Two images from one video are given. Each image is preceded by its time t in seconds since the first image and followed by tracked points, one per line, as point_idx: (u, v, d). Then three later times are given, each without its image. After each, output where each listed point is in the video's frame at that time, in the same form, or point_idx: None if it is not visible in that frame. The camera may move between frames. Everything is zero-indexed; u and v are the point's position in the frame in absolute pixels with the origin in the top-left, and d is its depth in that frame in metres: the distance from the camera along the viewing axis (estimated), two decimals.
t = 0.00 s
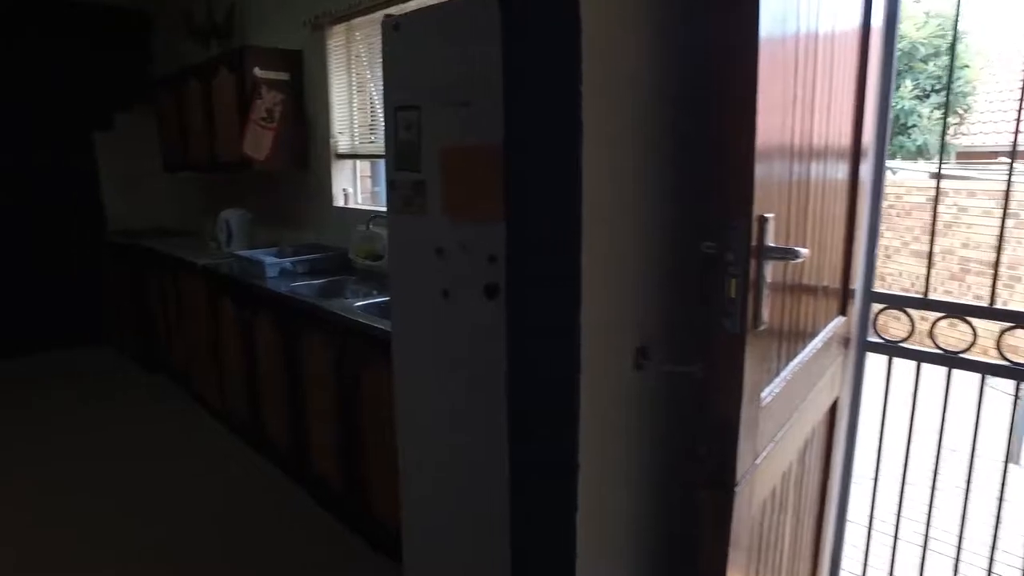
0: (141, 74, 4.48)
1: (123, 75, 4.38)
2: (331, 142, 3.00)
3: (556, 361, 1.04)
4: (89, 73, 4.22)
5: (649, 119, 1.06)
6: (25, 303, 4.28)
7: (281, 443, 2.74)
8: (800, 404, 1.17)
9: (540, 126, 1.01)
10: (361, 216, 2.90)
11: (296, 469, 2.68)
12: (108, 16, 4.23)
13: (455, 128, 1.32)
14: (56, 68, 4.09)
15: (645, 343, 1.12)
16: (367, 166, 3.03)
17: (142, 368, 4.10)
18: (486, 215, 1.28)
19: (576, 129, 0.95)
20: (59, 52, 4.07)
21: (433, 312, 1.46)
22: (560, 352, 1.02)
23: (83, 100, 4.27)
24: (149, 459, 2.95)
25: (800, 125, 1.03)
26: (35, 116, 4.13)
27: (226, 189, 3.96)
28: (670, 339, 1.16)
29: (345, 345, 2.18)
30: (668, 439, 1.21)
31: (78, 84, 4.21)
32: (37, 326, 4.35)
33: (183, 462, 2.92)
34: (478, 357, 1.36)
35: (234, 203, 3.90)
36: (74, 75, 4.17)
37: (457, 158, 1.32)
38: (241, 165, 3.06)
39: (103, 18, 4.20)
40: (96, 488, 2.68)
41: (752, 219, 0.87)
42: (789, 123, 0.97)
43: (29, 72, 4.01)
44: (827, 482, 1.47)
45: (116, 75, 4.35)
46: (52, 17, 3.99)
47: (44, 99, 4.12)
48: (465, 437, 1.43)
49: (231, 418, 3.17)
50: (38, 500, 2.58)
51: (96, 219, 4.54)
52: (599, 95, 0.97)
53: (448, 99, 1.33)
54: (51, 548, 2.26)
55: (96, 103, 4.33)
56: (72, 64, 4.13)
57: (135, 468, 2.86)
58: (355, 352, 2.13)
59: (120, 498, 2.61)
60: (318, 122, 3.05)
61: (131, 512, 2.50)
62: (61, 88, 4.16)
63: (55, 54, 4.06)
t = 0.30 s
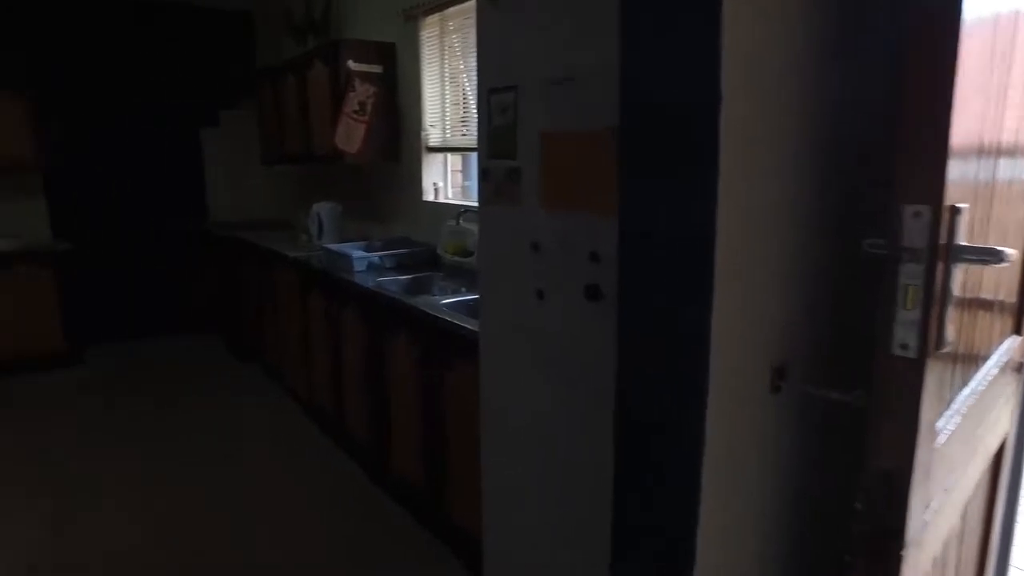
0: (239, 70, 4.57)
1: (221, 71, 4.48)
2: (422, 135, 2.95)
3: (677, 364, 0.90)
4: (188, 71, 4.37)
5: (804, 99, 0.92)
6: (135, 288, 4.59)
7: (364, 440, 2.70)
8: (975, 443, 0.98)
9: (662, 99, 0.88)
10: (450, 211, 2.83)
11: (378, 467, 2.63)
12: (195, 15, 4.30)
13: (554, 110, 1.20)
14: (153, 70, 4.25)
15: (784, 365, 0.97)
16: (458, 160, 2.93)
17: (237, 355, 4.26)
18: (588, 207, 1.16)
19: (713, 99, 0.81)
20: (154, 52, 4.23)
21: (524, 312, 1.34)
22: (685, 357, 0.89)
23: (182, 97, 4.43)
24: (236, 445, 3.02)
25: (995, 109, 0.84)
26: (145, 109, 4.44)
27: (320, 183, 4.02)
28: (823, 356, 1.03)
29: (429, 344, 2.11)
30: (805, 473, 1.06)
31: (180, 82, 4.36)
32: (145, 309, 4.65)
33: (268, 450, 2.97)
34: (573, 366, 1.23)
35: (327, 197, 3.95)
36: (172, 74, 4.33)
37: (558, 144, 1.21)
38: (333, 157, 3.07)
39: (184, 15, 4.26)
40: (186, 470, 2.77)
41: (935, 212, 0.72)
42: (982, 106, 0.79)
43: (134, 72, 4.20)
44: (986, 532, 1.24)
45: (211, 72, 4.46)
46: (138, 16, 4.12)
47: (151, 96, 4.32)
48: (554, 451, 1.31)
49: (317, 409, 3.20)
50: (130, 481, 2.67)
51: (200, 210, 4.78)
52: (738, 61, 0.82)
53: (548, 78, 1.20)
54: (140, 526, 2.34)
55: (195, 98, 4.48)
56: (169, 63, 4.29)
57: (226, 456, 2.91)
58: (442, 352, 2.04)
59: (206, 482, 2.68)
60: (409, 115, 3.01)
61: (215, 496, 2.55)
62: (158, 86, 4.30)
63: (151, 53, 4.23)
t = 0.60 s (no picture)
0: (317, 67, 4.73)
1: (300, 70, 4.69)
2: (503, 133, 2.85)
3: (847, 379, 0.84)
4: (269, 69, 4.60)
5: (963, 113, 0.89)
6: (224, 283, 4.77)
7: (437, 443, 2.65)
8: None
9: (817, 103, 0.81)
10: (529, 212, 2.73)
11: (450, 473, 2.58)
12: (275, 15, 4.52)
13: (654, 100, 1.08)
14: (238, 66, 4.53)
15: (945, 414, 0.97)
16: (542, 158, 2.80)
17: (317, 350, 4.34)
18: (697, 209, 1.02)
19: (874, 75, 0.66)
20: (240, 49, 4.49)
21: (618, 323, 1.21)
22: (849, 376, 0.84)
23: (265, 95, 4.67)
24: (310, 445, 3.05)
25: None
26: (237, 108, 4.60)
27: (400, 181, 4.02)
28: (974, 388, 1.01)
29: (506, 351, 2.01)
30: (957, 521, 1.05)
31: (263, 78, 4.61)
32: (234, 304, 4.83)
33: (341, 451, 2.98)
34: (675, 388, 1.10)
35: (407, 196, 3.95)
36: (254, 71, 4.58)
37: (656, 138, 1.08)
38: (414, 156, 3.00)
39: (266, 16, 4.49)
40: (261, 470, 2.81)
41: None
42: None
43: (223, 69, 4.49)
44: None
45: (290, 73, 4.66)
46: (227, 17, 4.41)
47: (238, 92, 4.58)
48: (653, 480, 1.17)
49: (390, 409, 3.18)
50: (209, 478, 2.71)
51: (285, 207, 4.92)
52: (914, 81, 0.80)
53: (649, 65, 1.08)
54: (213, 524, 2.38)
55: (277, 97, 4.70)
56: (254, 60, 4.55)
57: (302, 455, 2.93)
58: (517, 359, 1.94)
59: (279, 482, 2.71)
60: (491, 112, 2.93)
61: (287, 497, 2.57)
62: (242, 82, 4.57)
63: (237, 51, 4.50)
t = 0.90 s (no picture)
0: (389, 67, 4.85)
1: (373, 70, 4.82)
2: (576, 134, 2.75)
3: (998, 428, 0.71)
4: (344, 70, 4.73)
5: None
6: (300, 282, 4.90)
7: (499, 454, 2.59)
8: None
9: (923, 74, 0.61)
10: (602, 217, 2.61)
11: (512, 487, 2.51)
12: (350, 17, 4.66)
13: (745, 98, 0.95)
14: (315, 68, 4.66)
15: None
16: (617, 160, 2.69)
17: (385, 350, 4.38)
18: (795, 220, 0.88)
19: None
20: (316, 51, 4.63)
21: (701, 346, 1.09)
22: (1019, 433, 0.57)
23: (341, 96, 4.77)
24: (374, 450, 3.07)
25: None
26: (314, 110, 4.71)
27: (471, 183, 3.98)
28: None
29: (573, 365, 1.91)
30: None
31: (338, 80, 4.73)
32: (309, 302, 4.95)
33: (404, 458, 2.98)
34: (768, 423, 0.97)
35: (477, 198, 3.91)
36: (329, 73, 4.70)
37: (746, 140, 0.95)
38: (486, 158, 2.92)
39: (342, 19, 4.64)
40: (324, 475, 2.84)
41: None
42: None
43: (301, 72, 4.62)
44: None
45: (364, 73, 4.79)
46: (304, 21, 4.57)
47: (315, 94, 4.69)
48: (739, 523, 1.04)
49: (455, 414, 3.14)
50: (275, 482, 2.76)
51: (359, 208, 5.00)
52: None
53: (738, 58, 0.96)
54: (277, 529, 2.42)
55: (352, 99, 4.80)
56: (329, 62, 4.68)
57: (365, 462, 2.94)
58: (585, 373, 1.84)
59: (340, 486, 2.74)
60: (564, 113, 2.83)
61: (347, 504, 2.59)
62: (318, 84, 4.69)
63: (314, 54, 4.64)
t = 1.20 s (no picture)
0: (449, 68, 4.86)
1: (433, 71, 4.83)
2: (638, 135, 2.65)
3: None
4: (404, 71, 4.76)
5: None
6: (358, 281, 4.95)
7: (552, 464, 2.51)
8: None
9: None
10: (663, 222, 2.51)
11: (564, 500, 2.43)
12: (411, 18, 4.70)
13: (835, 97, 0.85)
14: (376, 70, 4.70)
15: None
16: (680, 163, 2.57)
17: (440, 352, 4.37)
18: (890, 235, 0.78)
19: None
20: (377, 52, 4.69)
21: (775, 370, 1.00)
22: None
23: (401, 97, 4.79)
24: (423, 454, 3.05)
25: None
26: (374, 111, 4.76)
27: (529, 184, 3.92)
28: None
29: (631, 377, 1.82)
30: None
31: (398, 81, 4.76)
32: (366, 301, 5.00)
33: (454, 462, 2.94)
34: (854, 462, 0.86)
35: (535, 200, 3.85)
36: (390, 74, 4.74)
37: (834, 145, 0.85)
38: (544, 160, 2.84)
39: (403, 21, 4.69)
40: (374, 475, 2.84)
41: None
42: None
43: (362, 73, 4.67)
44: None
45: (424, 74, 4.82)
46: (366, 23, 4.63)
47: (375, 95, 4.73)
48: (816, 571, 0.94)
49: (507, 420, 3.09)
50: (328, 481, 2.78)
51: (417, 208, 5.02)
52: None
53: (827, 52, 0.86)
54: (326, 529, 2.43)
55: (411, 100, 4.82)
56: (390, 64, 4.73)
57: (417, 465, 2.93)
58: (644, 388, 1.75)
59: (389, 488, 2.73)
60: (625, 114, 2.74)
61: (394, 507, 2.57)
62: (379, 85, 4.73)
63: (375, 56, 4.69)
